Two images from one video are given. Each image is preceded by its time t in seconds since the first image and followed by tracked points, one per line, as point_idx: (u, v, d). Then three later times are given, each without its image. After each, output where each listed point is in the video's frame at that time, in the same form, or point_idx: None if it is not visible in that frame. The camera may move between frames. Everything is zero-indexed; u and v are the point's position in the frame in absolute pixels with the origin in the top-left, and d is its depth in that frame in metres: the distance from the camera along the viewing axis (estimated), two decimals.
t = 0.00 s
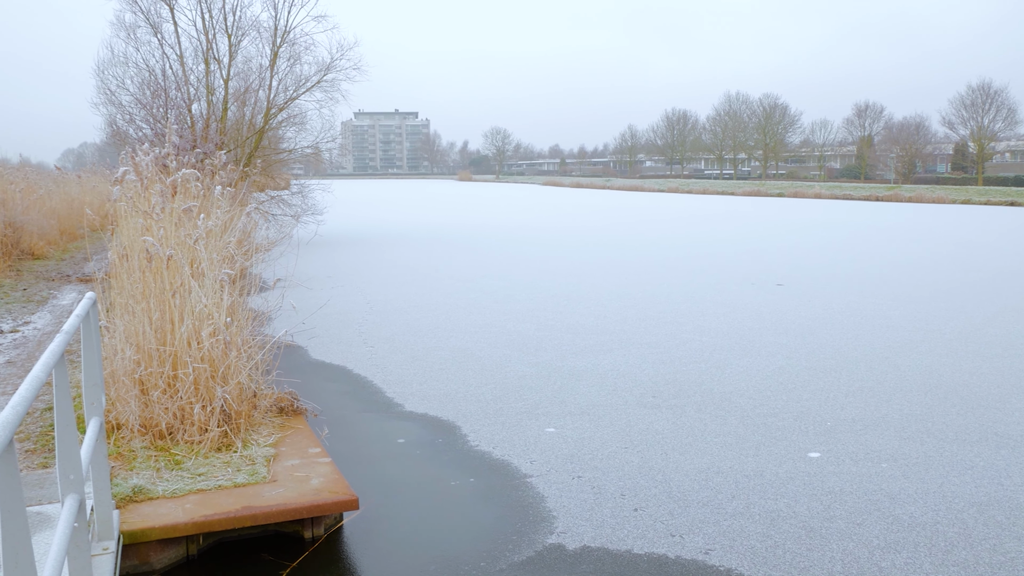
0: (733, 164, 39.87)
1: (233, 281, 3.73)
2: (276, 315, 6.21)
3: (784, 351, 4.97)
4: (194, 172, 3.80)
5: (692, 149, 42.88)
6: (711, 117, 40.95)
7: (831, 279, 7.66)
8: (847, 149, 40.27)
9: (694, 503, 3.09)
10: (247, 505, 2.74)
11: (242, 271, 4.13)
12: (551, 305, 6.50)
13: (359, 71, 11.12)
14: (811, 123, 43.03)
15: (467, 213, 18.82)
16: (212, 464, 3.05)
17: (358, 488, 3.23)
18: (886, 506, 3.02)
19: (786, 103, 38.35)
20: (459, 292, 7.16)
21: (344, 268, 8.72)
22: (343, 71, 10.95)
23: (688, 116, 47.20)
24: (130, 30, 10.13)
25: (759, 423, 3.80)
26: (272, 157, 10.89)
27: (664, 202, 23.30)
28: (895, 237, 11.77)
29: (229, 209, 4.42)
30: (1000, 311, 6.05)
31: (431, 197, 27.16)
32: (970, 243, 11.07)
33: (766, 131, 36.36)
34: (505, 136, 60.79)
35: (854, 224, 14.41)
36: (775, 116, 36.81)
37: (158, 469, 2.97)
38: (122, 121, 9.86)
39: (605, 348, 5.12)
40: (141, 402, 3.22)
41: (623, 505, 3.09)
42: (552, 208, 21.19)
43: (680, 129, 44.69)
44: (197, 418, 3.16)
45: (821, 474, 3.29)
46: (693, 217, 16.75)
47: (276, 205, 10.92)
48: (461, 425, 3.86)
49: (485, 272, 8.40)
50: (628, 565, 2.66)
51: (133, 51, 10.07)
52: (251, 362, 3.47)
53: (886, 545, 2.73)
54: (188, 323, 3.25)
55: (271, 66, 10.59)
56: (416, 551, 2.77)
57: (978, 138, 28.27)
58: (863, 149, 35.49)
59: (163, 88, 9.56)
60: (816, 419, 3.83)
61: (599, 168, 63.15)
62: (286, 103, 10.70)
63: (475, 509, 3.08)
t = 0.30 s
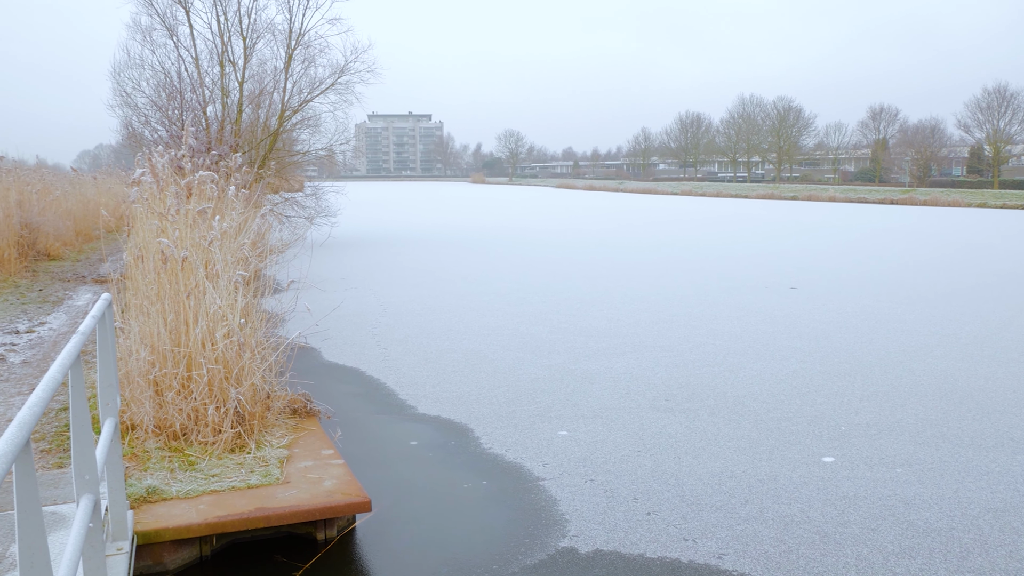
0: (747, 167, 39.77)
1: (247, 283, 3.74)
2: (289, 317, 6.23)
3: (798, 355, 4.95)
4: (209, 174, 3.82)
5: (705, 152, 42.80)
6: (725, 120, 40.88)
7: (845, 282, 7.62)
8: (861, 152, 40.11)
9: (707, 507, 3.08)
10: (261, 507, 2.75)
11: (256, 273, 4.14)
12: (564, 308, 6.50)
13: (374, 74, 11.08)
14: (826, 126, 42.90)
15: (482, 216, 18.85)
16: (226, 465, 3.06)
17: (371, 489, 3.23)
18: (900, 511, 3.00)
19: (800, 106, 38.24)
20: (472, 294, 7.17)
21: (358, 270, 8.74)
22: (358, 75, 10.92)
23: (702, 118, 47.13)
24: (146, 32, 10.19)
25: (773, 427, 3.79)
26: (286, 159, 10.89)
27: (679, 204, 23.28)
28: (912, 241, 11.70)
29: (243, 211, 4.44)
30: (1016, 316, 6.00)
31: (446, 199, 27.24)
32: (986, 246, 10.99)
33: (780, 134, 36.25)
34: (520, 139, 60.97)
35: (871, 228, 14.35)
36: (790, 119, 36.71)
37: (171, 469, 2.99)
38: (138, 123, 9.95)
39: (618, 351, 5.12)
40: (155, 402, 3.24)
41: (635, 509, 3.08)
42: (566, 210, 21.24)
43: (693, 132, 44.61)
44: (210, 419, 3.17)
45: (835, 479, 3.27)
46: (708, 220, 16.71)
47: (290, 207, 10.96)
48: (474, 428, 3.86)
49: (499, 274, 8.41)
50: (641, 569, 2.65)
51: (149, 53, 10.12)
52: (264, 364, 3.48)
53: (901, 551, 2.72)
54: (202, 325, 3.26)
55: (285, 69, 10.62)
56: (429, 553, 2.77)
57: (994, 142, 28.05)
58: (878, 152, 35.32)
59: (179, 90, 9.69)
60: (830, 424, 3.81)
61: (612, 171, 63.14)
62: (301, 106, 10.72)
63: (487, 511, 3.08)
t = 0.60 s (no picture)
0: (763, 172, 39.64)
1: (263, 285, 3.76)
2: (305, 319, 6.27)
3: (814, 362, 4.93)
4: (227, 177, 3.85)
5: (721, 157, 42.70)
6: (741, 125, 40.80)
7: (863, 289, 7.57)
8: (879, 158, 39.85)
9: (722, 513, 3.07)
10: (276, 508, 2.76)
11: (272, 276, 4.17)
12: (579, 313, 6.49)
13: (391, 78, 11.26)
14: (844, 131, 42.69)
15: (499, 220, 18.88)
16: (241, 467, 3.07)
17: (385, 492, 3.24)
18: (917, 519, 2.98)
19: (817, 111, 38.06)
20: (488, 298, 7.18)
21: (374, 273, 8.77)
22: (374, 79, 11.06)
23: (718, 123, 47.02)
24: (165, 36, 10.29)
25: (788, 434, 3.77)
26: (302, 163, 10.93)
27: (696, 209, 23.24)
28: (932, 247, 11.60)
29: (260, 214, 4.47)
30: None
31: (462, 203, 27.32)
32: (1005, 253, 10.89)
33: (798, 139, 36.08)
34: (536, 144, 61.01)
35: (891, 234, 14.24)
36: (807, 124, 36.56)
37: (187, 470, 3.00)
38: (156, 126, 10.02)
39: (633, 356, 5.11)
40: (172, 404, 3.26)
41: (649, 515, 3.07)
42: (583, 215, 21.26)
43: (710, 137, 44.56)
44: (227, 420, 3.19)
45: (851, 486, 3.26)
46: (725, 225, 16.65)
47: (306, 210, 11.00)
48: (488, 432, 3.86)
49: (514, 279, 8.41)
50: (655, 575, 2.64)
51: (168, 57, 10.29)
52: (280, 367, 3.49)
53: (917, 559, 2.70)
54: (219, 327, 3.28)
55: (303, 73, 10.67)
56: (443, 557, 2.78)
57: (1013, 148, 27.76)
58: (896, 158, 35.10)
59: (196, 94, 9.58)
60: (846, 431, 3.79)
61: (628, 175, 63.09)
62: (317, 109, 10.79)
63: (502, 516, 3.08)
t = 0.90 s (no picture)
0: (784, 176, 39.43)
1: (285, 288, 3.79)
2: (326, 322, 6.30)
3: (835, 367, 4.89)
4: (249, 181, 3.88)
5: (742, 161, 42.53)
6: (762, 129, 40.64)
7: (885, 294, 7.50)
8: (901, 162, 39.49)
9: (743, 519, 3.05)
10: (296, 510, 2.77)
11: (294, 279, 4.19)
12: (600, 317, 6.48)
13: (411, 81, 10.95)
14: (866, 135, 42.38)
15: (519, 224, 18.86)
16: (262, 469, 3.09)
17: (405, 495, 3.25)
18: (940, 527, 2.95)
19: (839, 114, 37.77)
20: (508, 302, 7.18)
21: (395, 277, 8.80)
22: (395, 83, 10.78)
23: (738, 127, 46.82)
24: (188, 40, 10.44)
25: (810, 440, 3.75)
26: (323, 166, 10.97)
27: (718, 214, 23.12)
28: (958, 253, 11.47)
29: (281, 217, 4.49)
30: None
31: (485, 207, 27.31)
32: None
33: (819, 144, 35.84)
34: (554, 147, 61.05)
35: (916, 239, 14.09)
36: (828, 128, 36.33)
37: (209, 472, 3.02)
38: (179, 129, 10.16)
39: (652, 361, 5.09)
40: (194, 405, 3.28)
41: (669, 520, 3.06)
42: (604, 219, 21.25)
43: (730, 141, 44.41)
44: (248, 422, 3.21)
45: (873, 493, 3.23)
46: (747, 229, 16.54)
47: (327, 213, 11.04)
48: (508, 436, 3.86)
49: (534, 283, 8.40)
50: None
51: (190, 61, 10.43)
52: (301, 369, 3.51)
53: (941, 567, 2.67)
54: (240, 329, 3.31)
55: (323, 77, 10.71)
56: (462, 561, 2.78)
57: None
58: (919, 162, 34.79)
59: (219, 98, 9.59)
60: (868, 438, 3.76)
61: (649, 180, 62.94)
62: (338, 113, 10.72)
63: (521, 520, 3.08)
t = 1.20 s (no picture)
0: (804, 181, 39.23)
1: (304, 291, 3.81)
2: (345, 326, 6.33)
3: (855, 373, 4.87)
4: (270, 185, 3.91)
5: (761, 165, 42.36)
6: (782, 134, 40.48)
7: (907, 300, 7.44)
8: (922, 166, 39.16)
9: (762, 525, 3.04)
10: (316, 513, 2.78)
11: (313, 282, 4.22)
12: (618, 321, 6.47)
13: (430, 86, 11.01)
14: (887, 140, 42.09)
15: (538, 228, 18.85)
16: (282, 471, 3.10)
17: (423, 499, 3.26)
18: (961, 535, 2.93)
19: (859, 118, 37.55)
20: (526, 306, 7.19)
21: (415, 280, 8.83)
22: (413, 88, 10.86)
23: (757, 131, 46.62)
24: (209, 45, 10.50)
25: (829, 446, 3.73)
26: (342, 170, 11.07)
27: (740, 219, 22.98)
28: (981, 258, 11.35)
29: (301, 221, 4.53)
30: None
31: (507, 213, 27.31)
32: None
33: (839, 148, 35.63)
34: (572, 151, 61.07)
35: (939, 244, 13.96)
36: (848, 133, 36.10)
37: (229, 474, 3.04)
38: (200, 133, 10.27)
39: (671, 366, 5.08)
40: (214, 408, 3.31)
41: (687, 525, 3.05)
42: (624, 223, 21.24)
43: (750, 146, 44.26)
44: (268, 425, 3.22)
45: (893, 500, 3.21)
46: (767, 234, 16.45)
47: (346, 217, 11.07)
48: (526, 440, 3.86)
49: (553, 287, 8.40)
50: None
51: (211, 65, 10.45)
52: (320, 372, 3.52)
53: None
54: (260, 332, 3.33)
55: (343, 82, 10.75)
56: (480, 564, 2.78)
57: None
58: (940, 167, 34.51)
59: (239, 101, 9.80)
60: (888, 444, 3.74)
61: (667, 184, 62.82)
62: (357, 117, 10.87)
63: (539, 524, 3.07)
